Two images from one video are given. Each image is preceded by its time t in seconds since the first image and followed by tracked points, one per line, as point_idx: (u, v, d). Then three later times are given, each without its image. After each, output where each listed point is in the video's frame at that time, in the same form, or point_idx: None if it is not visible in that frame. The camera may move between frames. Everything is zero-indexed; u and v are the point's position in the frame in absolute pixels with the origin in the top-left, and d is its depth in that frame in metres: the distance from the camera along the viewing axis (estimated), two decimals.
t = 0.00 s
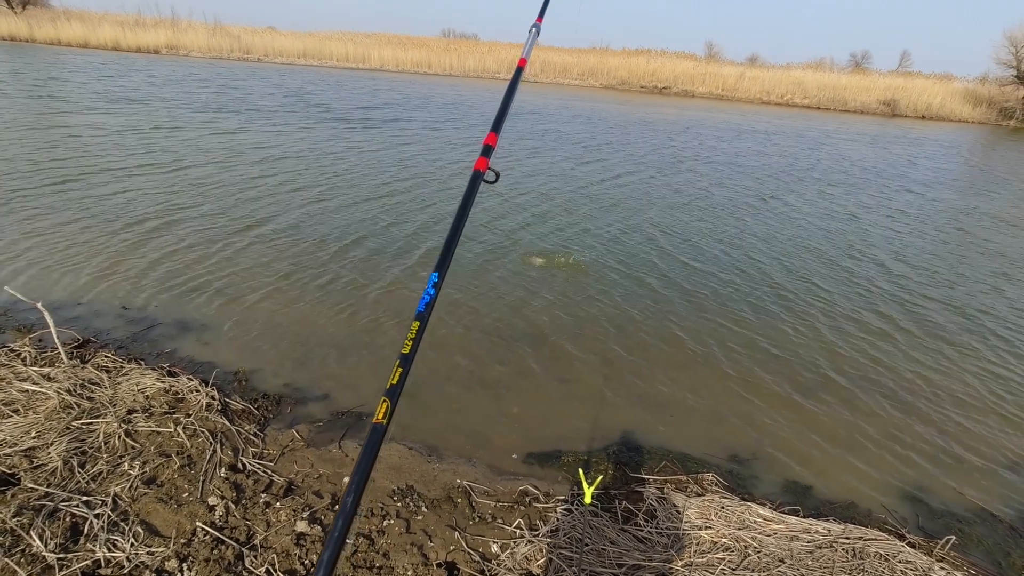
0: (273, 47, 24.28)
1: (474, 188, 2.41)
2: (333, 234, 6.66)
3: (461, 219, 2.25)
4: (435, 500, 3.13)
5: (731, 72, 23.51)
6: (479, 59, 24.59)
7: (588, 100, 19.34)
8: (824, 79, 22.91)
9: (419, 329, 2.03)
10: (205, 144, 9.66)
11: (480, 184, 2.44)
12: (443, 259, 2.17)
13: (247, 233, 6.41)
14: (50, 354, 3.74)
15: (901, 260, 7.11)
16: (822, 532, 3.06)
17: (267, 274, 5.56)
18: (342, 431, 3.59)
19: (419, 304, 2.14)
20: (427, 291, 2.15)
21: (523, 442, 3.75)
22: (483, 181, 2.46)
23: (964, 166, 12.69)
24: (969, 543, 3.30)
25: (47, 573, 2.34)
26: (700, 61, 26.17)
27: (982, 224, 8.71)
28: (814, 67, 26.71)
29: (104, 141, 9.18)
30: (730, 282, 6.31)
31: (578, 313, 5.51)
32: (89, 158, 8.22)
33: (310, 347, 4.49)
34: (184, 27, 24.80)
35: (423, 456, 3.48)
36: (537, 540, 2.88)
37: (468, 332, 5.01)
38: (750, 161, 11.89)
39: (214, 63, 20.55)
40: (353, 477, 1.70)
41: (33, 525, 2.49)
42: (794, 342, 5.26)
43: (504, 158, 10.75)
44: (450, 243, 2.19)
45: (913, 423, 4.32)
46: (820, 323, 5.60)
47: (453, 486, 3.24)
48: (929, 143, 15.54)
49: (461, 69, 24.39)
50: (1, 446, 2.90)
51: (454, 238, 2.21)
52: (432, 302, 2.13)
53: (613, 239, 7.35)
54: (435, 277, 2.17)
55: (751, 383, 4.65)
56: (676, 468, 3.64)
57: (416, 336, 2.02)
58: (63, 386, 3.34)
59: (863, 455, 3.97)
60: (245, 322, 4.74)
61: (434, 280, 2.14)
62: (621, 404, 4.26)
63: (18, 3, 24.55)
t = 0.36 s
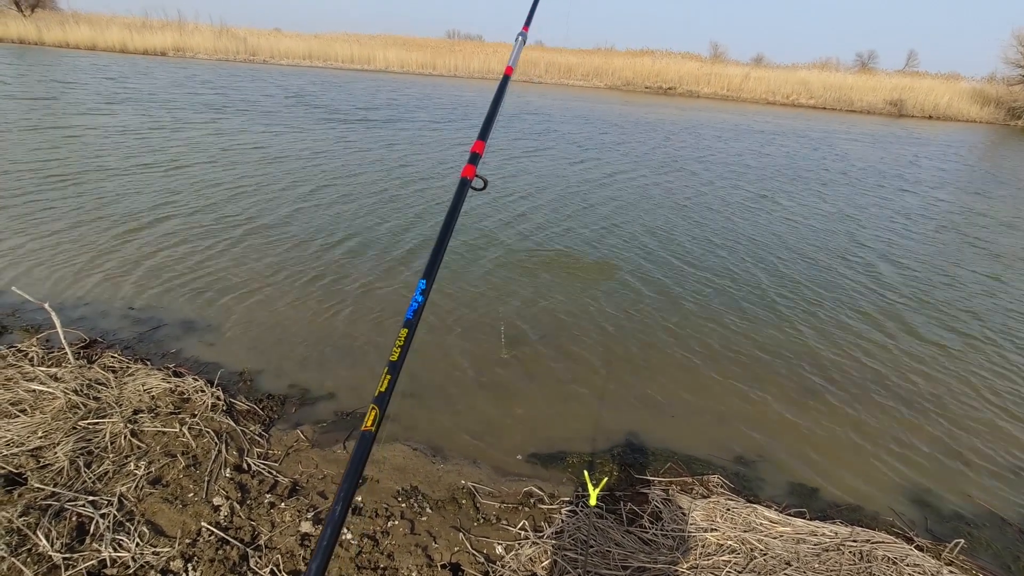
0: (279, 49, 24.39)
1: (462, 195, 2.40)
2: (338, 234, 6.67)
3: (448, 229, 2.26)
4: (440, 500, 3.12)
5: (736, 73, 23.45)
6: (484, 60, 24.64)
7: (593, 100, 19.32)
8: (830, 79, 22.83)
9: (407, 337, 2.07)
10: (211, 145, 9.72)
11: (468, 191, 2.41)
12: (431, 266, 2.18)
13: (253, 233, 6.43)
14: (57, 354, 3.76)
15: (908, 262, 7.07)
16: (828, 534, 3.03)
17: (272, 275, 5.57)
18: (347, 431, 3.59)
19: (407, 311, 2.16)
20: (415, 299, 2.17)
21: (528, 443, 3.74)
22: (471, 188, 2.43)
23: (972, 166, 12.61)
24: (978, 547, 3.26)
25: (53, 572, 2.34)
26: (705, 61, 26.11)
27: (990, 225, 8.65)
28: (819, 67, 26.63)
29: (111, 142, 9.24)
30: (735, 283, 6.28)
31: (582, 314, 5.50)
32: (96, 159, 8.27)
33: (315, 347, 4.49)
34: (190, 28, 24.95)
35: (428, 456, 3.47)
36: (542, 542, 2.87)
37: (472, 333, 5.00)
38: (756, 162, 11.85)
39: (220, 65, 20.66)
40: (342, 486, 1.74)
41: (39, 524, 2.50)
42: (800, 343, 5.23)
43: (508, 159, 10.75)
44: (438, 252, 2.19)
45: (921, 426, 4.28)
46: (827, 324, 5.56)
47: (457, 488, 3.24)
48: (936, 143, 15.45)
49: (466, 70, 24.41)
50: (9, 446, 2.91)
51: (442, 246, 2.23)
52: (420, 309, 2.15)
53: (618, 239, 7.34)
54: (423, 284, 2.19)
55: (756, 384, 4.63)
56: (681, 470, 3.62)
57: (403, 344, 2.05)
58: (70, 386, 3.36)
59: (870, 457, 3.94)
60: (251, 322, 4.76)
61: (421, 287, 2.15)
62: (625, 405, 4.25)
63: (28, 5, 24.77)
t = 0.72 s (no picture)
0: (292, 49, 24.58)
1: (456, 168, 2.39)
2: (351, 234, 6.72)
3: (441, 207, 2.27)
4: (451, 498, 3.13)
5: (750, 71, 23.26)
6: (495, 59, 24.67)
7: (605, 100, 19.24)
8: (845, 77, 22.58)
9: (402, 316, 2.06)
10: (226, 145, 9.82)
11: (462, 164, 2.41)
12: (425, 243, 2.17)
13: (267, 233, 6.50)
14: (76, 351, 3.82)
15: (925, 262, 6.98)
16: (843, 537, 3.01)
17: (285, 274, 5.62)
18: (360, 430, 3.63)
19: (401, 291, 2.15)
20: (409, 277, 2.15)
21: (540, 442, 3.75)
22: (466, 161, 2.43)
23: (991, 165, 12.41)
24: (996, 551, 3.21)
25: (73, 565, 2.38)
26: (718, 59, 25.92)
27: (1010, 224, 8.51)
28: (835, 64, 26.32)
29: (128, 142, 9.37)
30: (749, 283, 6.24)
31: (594, 313, 5.49)
32: (114, 159, 8.40)
33: (328, 346, 4.53)
34: (205, 30, 25.17)
35: (439, 455, 3.49)
36: (553, 541, 2.87)
37: (484, 332, 5.01)
38: (769, 160, 11.76)
39: (235, 66, 20.87)
40: (337, 475, 1.73)
41: (59, 517, 2.54)
42: (814, 344, 5.18)
43: (520, 159, 10.75)
44: (432, 229, 2.19)
45: (938, 428, 4.23)
46: (841, 325, 5.51)
47: (469, 486, 3.25)
48: (954, 141, 15.22)
49: (477, 70, 24.44)
50: (30, 440, 2.96)
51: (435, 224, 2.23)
52: (414, 288, 2.14)
53: (630, 239, 7.32)
54: (418, 262, 2.17)
55: (770, 385, 4.59)
56: (694, 470, 3.61)
57: (398, 324, 2.04)
58: (89, 382, 3.41)
59: (886, 460, 3.90)
60: (265, 320, 4.80)
61: (416, 265, 2.14)
62: (638, 406, 4.23)
63: (47, 8, 25.19)
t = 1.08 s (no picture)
0: (305, 49, 24.74)
1: (457, 157, 2.49)
2: (362, 232, 6.77)
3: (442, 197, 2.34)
4: (461, 496, 3.15)
5: (762, 70, 23.07)
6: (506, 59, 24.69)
7: (616, 99, 19.16)
8: (860, 76, 22.33)
9: (402, 307, 2.14)
10: (239, 144, 9.91)
11: (463, 153, 2.51)
12: (426, 233, 2.26)
13: (279, 231, 6.56)
14: (93, 347, 3.89)
15: (940, 263, 6.89)
16: (854, 538, 2.99)
17: (297, 272, 5.68)
18: (370, 427, 3.67)
19: (402, 281, 2.23)
20: (410, 268, 2.23)
21: (549, 441, 3.76)
22: (466, 150, 2.54)
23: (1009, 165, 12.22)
24: (1011, 555, 3.18)
25: (90, 556, 2.43)
26: (730, 58, 25.74)
27: None
28: (849, 63, 26.04)
29: (143, 141, 9.49)
30: (760, 283, 6.20)
31: (604, 312, 5.49)
32: (130, 158, 8.51)
33: (339, 344, 4.56)
34: (219, 30, 25.39)
35: (449, 452, 3.51)
36: (562, 538, 2.88)
37: (494, 331, 5.03)
38: (782, 160, 11.66)
39: (248, 66, 21.05)
40: (338, 467, 1.81)
41: (77, 509, 2.58)
42: (827, 345, 5.14)
43: (530, 158, 10.74)
44: (432, 220, 2.26)
45: (952, 430, 4.18)
46: (855, 326, 5.46)
47: (478, 484, 3.27)
48: (971, 140, 15.00)
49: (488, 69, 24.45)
50: (48, 433, 3.02)
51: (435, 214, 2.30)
52: (415, 278, 2.22)
53: (640, 238, 7.30)
54: (418, 252, 2.25)
55: (781, 385, 4.57)
56: (703, 470, 3.60)
57: (399, 313, 2.13)
58: (105, 377, 3.48)
59: (897, 462, 3.86)
60: (277, 318, 4.86)
61: (416, 255, 2.22)
62: (647, 406, 4.22)
63: (66, 10, 25.59)
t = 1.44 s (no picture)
0: (310, 48, 24.81)
1: (431, 179, 2.48)
2: (367, 230, 6.79)
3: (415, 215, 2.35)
4: (463, 494, 3.16)
5: (768, 70, 22.99)
6: (511, 59, 24.70)
7: (621, 99, 19.14)
8: (866, 76, 22.23)
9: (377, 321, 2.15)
10: (245, 142, 9.95)
11: (436, 174, 2.50)
12: (399, 250, 2.25)
13: (284, 229, 6.58)
14: (99, 343, 3.92)
15: (947, 265, 6.87)
16: (856, 540, 2.98)
17: (301, 269, 5.70)
18: (373, 425, 3.69)
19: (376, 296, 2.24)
20: (383, 284, 2.24)
21: (551, 440, 3.76)
22: (439, 170, 2.53)
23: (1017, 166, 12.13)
24: (1015, 558, 3.16)
25: (95, 550, 2.44)
26: (736, 58, 25.66)
27: None
28: (855, 63, 25.92)
29: (150, 138, 9.53)
30: (765, 283, 6.18)
31: (607, 312, 5.49)
32: (137, 156, 8.56)
33: (344, 342, 4.57)
34: (225, 29, 25.49)
35: (452, 450, 3.52)
36: (564, 537, 2.88)
37: (497, 329, 5.04)
38: (788, 160, 11.63)
39: (254, 65, 21.12)
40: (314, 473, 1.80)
41: (82, 503, 2.61)
42: (831, 346, 5.13)
43: (535, 157, 10.73)
44: (406, 235, 2.27)
45: (956, 432, 4.16)
46: (859, 327, 5.44)
47: (481, 482, 3.28)
48: (979, 141, 14.91)
49: (493, 69, 24.44)
50: (54, 428, 3.05)
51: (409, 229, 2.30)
52: (389, 293, 2.23)
53: (645, 237, 7.29)
54: (392, 268, 2.25)
55: (785, 386, 4.56)
56: (706, 470, 3.60)
57: (372, 327, 2.13)
58: (111, 373, 3.50)
59: (901, 464, 3.85)
60: (281, 315, 4.88)
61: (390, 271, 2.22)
62: (651, 406, 4.22)
63: (74, 8, 25.74)
